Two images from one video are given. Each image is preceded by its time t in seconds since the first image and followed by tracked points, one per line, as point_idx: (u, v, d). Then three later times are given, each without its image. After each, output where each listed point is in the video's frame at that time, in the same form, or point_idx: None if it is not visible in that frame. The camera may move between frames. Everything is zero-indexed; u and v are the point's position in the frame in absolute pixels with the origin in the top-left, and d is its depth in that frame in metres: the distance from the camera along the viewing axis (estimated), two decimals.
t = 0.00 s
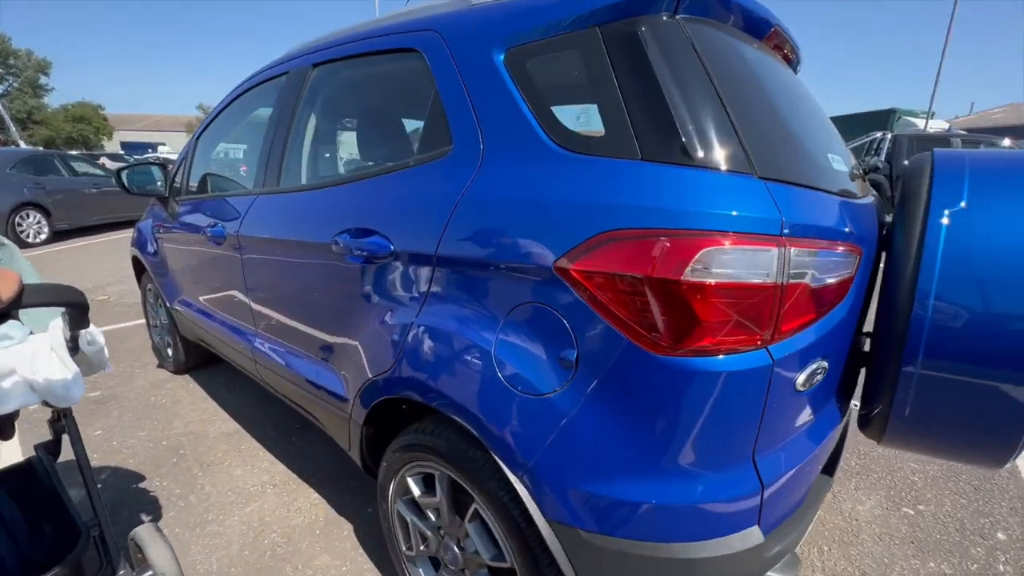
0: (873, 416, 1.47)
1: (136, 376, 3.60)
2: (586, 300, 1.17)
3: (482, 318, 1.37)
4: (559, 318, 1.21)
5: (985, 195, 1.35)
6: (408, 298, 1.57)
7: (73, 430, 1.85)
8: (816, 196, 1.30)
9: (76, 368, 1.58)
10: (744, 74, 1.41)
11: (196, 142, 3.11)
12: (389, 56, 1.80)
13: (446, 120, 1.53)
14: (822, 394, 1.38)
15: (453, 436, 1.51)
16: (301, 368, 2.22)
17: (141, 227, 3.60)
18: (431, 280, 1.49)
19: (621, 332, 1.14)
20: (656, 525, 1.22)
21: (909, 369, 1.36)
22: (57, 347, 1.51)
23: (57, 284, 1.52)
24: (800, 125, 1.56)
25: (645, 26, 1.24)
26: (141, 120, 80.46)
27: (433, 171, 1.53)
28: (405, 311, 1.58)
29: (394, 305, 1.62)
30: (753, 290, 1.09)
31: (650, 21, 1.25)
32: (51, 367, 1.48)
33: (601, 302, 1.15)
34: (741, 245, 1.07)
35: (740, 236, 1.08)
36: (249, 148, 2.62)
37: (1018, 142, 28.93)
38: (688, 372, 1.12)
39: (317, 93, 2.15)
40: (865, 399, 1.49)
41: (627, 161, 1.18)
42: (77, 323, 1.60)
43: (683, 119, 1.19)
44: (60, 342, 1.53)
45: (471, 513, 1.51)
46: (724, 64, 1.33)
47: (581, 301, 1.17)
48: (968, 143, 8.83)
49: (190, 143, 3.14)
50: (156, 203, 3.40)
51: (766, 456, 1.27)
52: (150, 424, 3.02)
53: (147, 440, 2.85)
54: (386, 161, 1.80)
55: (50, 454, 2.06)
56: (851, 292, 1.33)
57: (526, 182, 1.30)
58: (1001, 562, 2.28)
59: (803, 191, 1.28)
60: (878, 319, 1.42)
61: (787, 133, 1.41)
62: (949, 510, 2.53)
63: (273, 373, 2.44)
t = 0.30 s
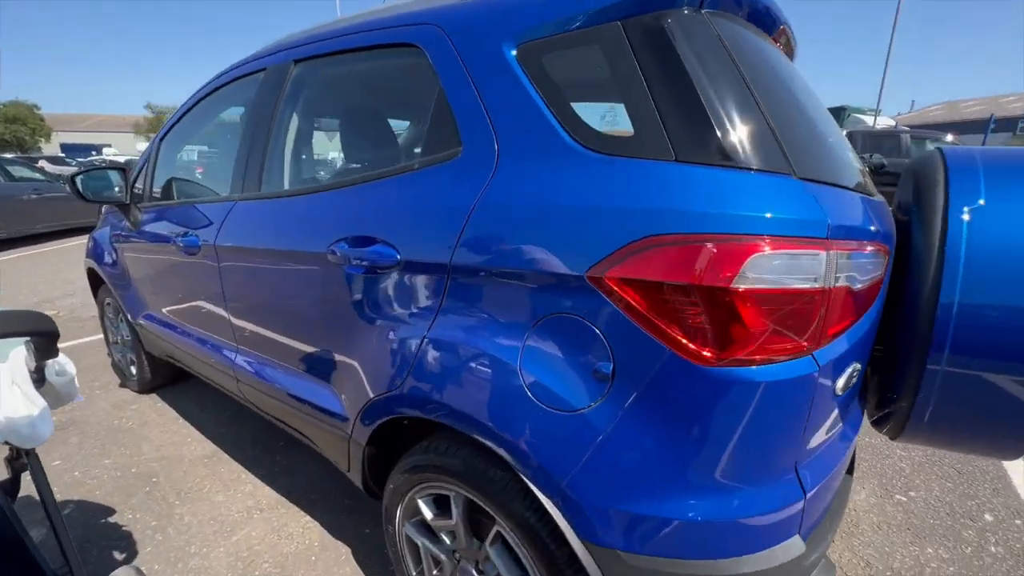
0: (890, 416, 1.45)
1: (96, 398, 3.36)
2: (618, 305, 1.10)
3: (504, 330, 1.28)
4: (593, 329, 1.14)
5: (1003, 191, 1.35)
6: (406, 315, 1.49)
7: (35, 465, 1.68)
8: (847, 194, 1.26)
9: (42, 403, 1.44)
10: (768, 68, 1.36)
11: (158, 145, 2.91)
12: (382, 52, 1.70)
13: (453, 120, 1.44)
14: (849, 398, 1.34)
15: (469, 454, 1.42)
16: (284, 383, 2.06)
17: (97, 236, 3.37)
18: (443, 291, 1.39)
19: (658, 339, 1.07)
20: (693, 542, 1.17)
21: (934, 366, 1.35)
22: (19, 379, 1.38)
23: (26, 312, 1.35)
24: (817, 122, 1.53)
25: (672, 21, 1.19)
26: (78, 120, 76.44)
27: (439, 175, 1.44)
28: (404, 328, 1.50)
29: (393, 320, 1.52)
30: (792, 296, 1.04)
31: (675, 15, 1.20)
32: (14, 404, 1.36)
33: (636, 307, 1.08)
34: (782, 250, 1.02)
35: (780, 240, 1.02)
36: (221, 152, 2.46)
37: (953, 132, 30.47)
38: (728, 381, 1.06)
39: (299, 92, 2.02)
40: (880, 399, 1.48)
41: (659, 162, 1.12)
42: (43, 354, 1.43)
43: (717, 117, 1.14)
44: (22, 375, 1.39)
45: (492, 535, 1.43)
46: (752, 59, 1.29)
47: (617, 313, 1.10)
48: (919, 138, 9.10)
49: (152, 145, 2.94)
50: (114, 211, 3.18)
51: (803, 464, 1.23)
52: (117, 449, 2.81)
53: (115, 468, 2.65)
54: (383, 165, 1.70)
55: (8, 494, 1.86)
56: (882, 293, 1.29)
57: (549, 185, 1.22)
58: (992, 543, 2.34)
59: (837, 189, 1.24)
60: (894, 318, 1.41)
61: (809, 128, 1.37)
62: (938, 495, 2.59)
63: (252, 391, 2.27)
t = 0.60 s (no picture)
0: (902, 414, 1.45)
1: (60, 420, 3.16)
2: (651, 316, 1.05)
3: (523, 343, 1.21)
4: (623, 340, 1.08)
5: (1010, 193, 1.38)
6: (410, 334, 1.42)
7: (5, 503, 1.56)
8: (870, 194, 1.24)
9: (19, 441, 1.32)
10: (793, 66, 1.34)
11: (125, 149, 2.74)
12: (378, 51, 1.62)
13: (465, 124, 1.37)
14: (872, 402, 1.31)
15: (487, 472, 1.37)
16: (276, 401, 1.96)
17: (56, 247, 3.16)
18: (455, 303, 1.32)
19: (693, 351, 1.03)
20: (728, 558, 1.11)
21: (949, 366, 1.36)
22: None
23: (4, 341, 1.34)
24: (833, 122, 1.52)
25: (696, 24, 1.16)
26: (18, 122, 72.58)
27: (449, 182, 1.37)
28: (408, 348, 1.43)
29: (399, 339, 1.45)
30: (828, 305, 1.01)
31: (697, 17, 1.17)
32: None
33: (670, 318, 1.04)
34: (819, 259, 0.99)
35: (816, 249, 0.99)
36: (197, 156, 2.32)
37: (901, 127, 31.75)
38: (766, 392, 1.02)
39: (286, 94, 1.92)
40: (892, 398, 1.47)
41: (689, 169, 1.08)
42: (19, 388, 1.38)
43: (747, 121, 1.11)
44: None
45: (514, 555, 1.38)
46: (774, 60, 1.26)
47: (652, 326, 1.05)
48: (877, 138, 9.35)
49: (118, 149, 2.77)
50: (76, 220, 2.99)
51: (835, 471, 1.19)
52: (86, 476, 2.64)
53: (85, 496, 2.49)
54: (385, 170, 1.62)
55: None
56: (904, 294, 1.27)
57: (571, 192, 1.16)
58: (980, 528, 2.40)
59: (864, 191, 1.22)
60: (909, 316, 1.39)
61: (834, 126, 1.35)
62: (925, 483, 2.67)
63: (239, 409, 2.15)
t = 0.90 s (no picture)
0: (905, 412, 1.45)
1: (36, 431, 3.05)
2: (667, 319, 1.02)
3: (533, 348, 1.18)
4: (637, 343, 1.06)
5: (1010, 193, 1.39)
6: (410, 343, 1.38)
7: None
8: (877, 194, 1.24)
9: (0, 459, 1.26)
10: (800, 65, 1.33)
11: (104, 149, 2.64)
12: (374, 49, 1.57)
13: (468, 124, 1.34)
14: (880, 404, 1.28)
15: (495, 479, 1.34)
16: (268, 408, 1.90)
17: (29, 251, 3.04)
18: (461, 308, 1.28)
19: (710, 354, 1.00)
20: (744, 563, 1.08)
21: (951, 364, 1.36)
22: None
23: None
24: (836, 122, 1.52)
25: (706, 23, 1.15)
26: None
27: (451, 184, 1.33)
28: (408, 355, 1.39)
29: (399, 346, 1.41)
30: (846, 306, 0.99)
31: (707, 16, 1.16)
32: None
33: (687, 321, 1.01)
34: (837, 261, 0.97)
35: (833, 250, 0.98)
36: (181, 156, 2.25)
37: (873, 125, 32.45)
38: (785, 395, 1.00)
39: (276, 93, 1.87)
40: (897, 396, 1.46)
41: (701, 169, 1.06)
42: None
43: (758, 121, 1.09)
44: None
45: (523, 563, 1.35)
46: (783, 60, 1.25)
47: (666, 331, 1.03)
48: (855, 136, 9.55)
49: (95, 150, 2.67)
50: (51, 223, 2.88)
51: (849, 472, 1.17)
52: (66, 489, 2.55)
53: (65, 511, 2.40)
54: (384, 170, 1.57)
55: None
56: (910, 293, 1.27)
57: (582, 192, 1.13)
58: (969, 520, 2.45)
59: (873, 191, 1.22)
60: (911, 315, 1.39)
61: (840, 125, 1.35)
62: (915, 477, 2.71)
63: (228, 418, 2.08)
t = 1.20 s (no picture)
0: (928, 426, 1.40)
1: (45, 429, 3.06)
2: (683, 330, 0.99)
3: (542, 356, 1.15)
4: (651, 353, 1.02)
5: None
6: (417, 349, 1.36)
7: None
8: (902, 200, 1.19)
9: None
10: (822, 66, 1.29)
11: (115, 148, 2.65)
12: (384, 50, 1.55)
13: (478, 126, 1.31)
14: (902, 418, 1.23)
15: (502, 489, 1.30)
16: (274, 411, 1.88)
17: (42, 249, 3.06)
18: (469, 314, 1.25)
19: (727, 366, 0.97)
20: None
21: (978, 377, 1.31)
22: None
23: None
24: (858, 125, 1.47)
25: (725, 23, 1.11)
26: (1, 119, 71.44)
27: (461, 186, 1.31)
28: (415, 361, 1.36)
29: (407, 353, 1.38)
30: (871, 318, 0.95)
31: (725, 16, 1.12)
32: None
33: (703, 332, 0.97)
34: (862, 271, 0.93)
35: (858, 260, 0.94)
36: (191, 156, 2.24)
37: (889, 129, 32.07)
38: (806, 409, 0.96)
39: (285, 93, 1.85)
40: (919, 410, 1.41)
41: (718, 174, 1.02)
42: None
43: (779, 125, 1.05)
44: None
45: None
46: (804, 62, 1.21)
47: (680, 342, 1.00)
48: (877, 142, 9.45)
49: (107, 149, 2.68)
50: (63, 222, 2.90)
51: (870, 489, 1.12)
52: (74, 487, 2.55)
53: (73, 510, 2.40)
54: (392, 172, 1.55)
55: None
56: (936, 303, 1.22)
57: (595, 197, 1.10)
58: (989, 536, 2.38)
59: (899, 197, 1.17)
60: (934, 325, 1.34)
61: (863, 129, 1.30)
62: (932, 490, 2.64)
63: (235, 421, 2.06)
